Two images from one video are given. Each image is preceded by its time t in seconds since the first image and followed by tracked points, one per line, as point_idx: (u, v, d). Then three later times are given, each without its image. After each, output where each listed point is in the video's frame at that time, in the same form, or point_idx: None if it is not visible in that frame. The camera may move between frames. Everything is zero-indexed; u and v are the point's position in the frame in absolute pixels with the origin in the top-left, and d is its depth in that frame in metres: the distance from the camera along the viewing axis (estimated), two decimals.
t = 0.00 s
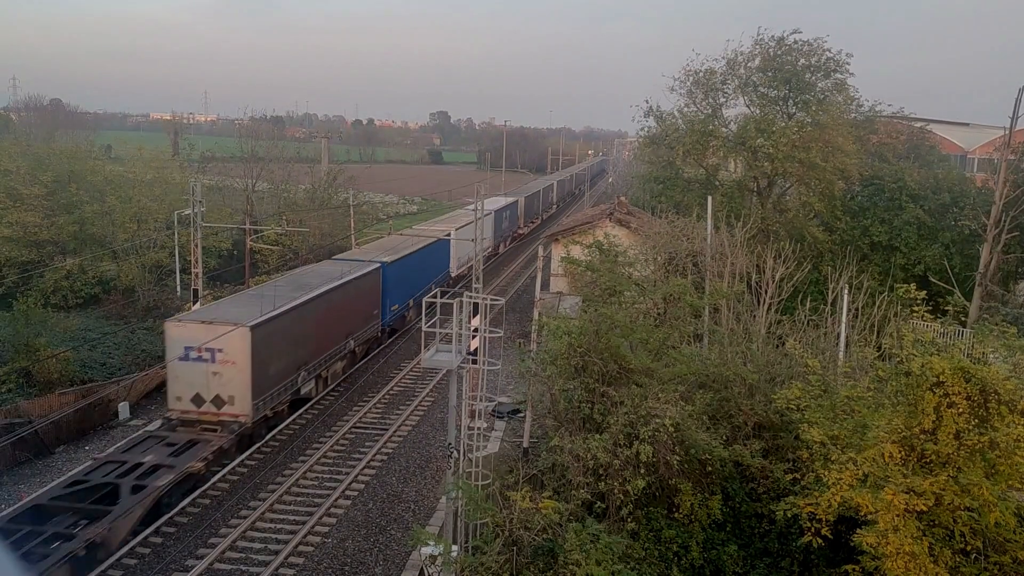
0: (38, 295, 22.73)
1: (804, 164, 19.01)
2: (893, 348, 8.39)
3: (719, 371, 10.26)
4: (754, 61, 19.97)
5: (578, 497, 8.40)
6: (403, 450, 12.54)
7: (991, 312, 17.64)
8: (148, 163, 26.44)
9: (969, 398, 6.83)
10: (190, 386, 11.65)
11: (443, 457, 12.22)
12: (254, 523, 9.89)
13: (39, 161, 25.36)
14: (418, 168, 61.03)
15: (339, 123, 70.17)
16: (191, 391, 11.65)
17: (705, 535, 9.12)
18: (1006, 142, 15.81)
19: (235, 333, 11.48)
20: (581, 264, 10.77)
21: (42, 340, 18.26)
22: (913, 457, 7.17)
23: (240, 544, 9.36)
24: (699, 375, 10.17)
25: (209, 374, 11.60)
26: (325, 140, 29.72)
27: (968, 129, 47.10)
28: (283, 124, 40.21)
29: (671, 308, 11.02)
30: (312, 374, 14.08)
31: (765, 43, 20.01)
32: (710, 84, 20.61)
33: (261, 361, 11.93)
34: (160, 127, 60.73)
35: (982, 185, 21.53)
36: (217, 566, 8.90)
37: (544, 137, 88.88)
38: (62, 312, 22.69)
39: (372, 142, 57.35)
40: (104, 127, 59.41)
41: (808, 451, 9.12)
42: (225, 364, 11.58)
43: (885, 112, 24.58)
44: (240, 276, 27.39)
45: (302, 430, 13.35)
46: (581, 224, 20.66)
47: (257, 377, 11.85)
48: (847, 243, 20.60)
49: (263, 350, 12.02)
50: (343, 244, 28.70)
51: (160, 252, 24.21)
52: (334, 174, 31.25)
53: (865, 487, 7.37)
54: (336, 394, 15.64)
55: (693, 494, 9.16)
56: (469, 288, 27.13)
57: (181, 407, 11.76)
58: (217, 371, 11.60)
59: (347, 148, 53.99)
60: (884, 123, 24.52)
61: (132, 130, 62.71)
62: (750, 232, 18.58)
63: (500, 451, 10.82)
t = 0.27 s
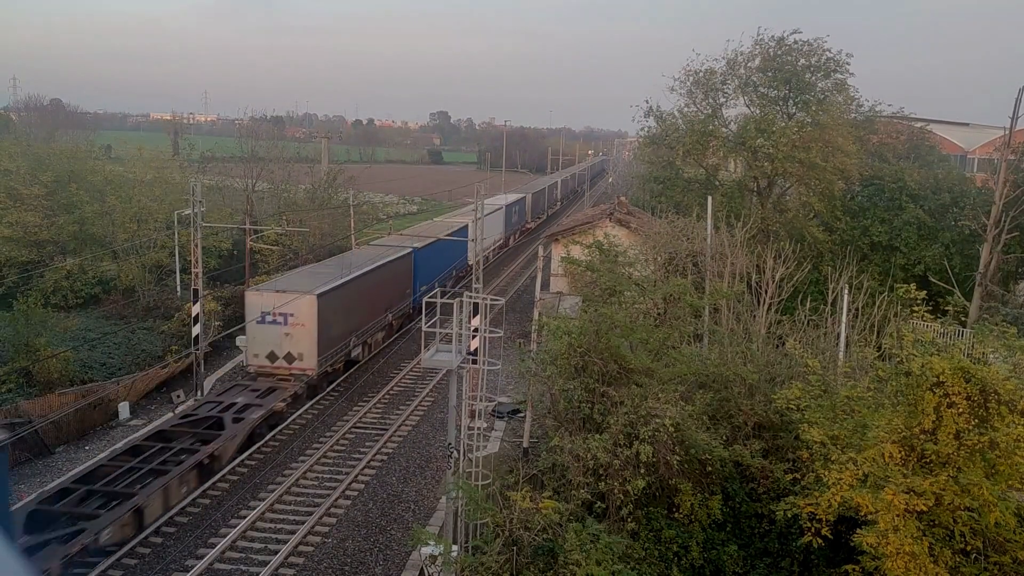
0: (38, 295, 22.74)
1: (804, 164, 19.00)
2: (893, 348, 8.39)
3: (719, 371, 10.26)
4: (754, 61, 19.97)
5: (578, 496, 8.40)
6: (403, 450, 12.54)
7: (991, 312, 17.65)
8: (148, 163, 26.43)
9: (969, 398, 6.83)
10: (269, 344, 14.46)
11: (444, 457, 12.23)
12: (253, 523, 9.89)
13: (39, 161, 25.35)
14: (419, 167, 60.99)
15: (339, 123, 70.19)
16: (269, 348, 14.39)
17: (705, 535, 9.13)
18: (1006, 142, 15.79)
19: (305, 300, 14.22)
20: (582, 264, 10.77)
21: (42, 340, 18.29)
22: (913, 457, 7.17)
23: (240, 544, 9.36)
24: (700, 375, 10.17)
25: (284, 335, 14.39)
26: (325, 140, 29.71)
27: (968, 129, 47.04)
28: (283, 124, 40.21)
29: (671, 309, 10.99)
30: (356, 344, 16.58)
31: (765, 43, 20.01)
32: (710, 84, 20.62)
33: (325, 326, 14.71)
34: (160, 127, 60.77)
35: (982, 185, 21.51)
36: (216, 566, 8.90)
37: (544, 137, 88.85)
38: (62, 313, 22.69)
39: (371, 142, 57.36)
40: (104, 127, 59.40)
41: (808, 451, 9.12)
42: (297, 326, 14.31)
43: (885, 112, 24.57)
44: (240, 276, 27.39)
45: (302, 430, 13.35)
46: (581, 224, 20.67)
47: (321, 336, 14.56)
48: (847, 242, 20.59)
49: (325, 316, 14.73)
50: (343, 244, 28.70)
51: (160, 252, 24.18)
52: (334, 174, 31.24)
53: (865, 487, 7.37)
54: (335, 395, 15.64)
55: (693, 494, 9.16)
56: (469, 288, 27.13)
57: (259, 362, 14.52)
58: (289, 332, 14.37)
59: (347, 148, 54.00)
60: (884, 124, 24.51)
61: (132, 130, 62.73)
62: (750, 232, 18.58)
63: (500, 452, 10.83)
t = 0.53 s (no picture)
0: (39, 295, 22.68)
1: (804, 164, 18.99)
2: (892, 348, 8.39)
3: (719, 372, 10.26)
4: (754, 61, 19.97)
5: (578, 496, 8.40)
6: (403, 450, 12.54)
7: (991, 312, 17.65)
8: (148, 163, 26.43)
9: (969, 398, 6.83)
10: (324, 314, 17.25)
11: (444, 456, 12.25)
12: (254, 523, 9.89)
13: (39, 161, 25.34)
14: (419, 167, 60.95)
15: (339, 123, 70.18)
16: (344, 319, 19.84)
17: (705, 535, 9.12)
18: (1005, 142, 15.80)
19: (353, 277, 16.92)
20: (582, 264, 10.78)
21: (43, 340, 18.29)
22: (913, 457, 7.18)
23: (240, 544, 9.36)
24: (700, 375, 10.17)
25: (335, 307, 17.12)
26: (325, 140, 29.70)
27: (968, 129, 47.01)
28: (283, 124, 40.21)
29: (671, 309, 10.97)
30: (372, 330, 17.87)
31: (765, 43, 20.01)
32: (710, 85, 20.64)
33: (369, 301, 17.36)
34: (160, 127, 60.81)
35: (983, 185, 21.50)
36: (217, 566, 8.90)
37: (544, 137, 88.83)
38: (62, 313, 22.69)
39: (372, 142, 57.35)
40: (104, 126, 59.39)
41: (808, 451, 9.12)
42: (348, 299, 17.05)
43: (885, 112, 24.55)
44: (240, 276, 27.39)
45: (302, 430, 13.35)
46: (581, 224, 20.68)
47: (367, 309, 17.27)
48: (847, 243, 20.58)
49: (371, 291, 17.47)
50: (344, 244, 28.70)
51: (160, 252, 24.14)
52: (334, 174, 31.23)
53: (865, 487, 7.37)
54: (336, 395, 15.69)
55: (693, 494, 9.16)
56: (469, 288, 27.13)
57: (314, 329, 17.33)
58: (341, 303, 17.13)
59: (347, 148, 53.99)
60: (884, 124, 24.48)
61: (132, 130, 62.72)
62: (750, 232, 18.59)
63: (501, 452, 10.85)
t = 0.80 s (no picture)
0: (39, 294, 22.65)
1: (804, 164, 19.00)
2: (892, 348, 8.40)
3: (719, 372, 10.27)
4: (754, 61, 19.96)
5: (579, 497, 8.41)
6: (403, 450, 12.54)
7: (991, 312, 17.66)
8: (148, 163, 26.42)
9: (969, 398, 6.83)
10: (365, 292, 20.12)
11: (444, 456, 12.26)
12: (254, 523, 9.90)
13: (39, 161, 25.33)
14: (419, 167, 60.91)
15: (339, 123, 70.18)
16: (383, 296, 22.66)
17: (705, 535, 9.13)
18: (1006, 142, 15.74)
19: (391, 260, 19.85)
20: (582, 264, 10.79)
21: (42, 340, 18.29)
22: (913, 456, 7.18)
23: (240, 544, 9.36)
24: (700, 375, 10.18)
25: (374, 285, 20.03)
26: (325, 141, 29.73)
27: (968, 129, 47.02)
28: (283, 124, 40.21)
29: (671, 309, 10.96)
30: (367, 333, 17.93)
31: (765, 43, 20.01)
32: (710, 85, 20.65)
33: (403, 282, 20.25)
34: (160, 127, 60.86)
35: (983, 185, 21.49)
36: (216, 566, 8.91)
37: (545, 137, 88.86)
38: (62, 313, 22.68)
39: (372, 142, 57.35)
40: (105, 126, 59.41)
41: (808, 451, 9.13)
42: (385, 279, 19.95)
43: (885, 113, 24.54)
44: (240, 276, 27.41)
45: (302, 430, 13.35)
46: (581, 224, 20.70)
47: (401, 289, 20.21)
48: (847, 243, 20.59)
49: (405, 273, 20.34)
50: (344, 244, 28.70)
51: (160, 252, 24.11)
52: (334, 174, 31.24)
53: (865, 488, 7.36)
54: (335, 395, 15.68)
55: (693, 494, 9.16)
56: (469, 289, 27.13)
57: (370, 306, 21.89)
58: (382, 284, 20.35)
59: (347, 149, 53.98)
60: (885, 124, 24.47)
61: (132, 130, 62.72)
62: (750, 232, 18.60)
63: (501, 452, 10.86)
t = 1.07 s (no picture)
0: (39, 294, 22.67)
1: (804, 164, 19.00)
2: (892, 348, 8.40)
3: (719, 372, 10.27)
4: (754, 61, 19.96)
5: (578, 497, 8.41)
6: (403, 450, 12.54)
7: (991, 312, 17.66)
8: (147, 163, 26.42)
9: (969, 398, 6.83)
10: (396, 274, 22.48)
11: (444, 456, 12.26)
12: (254, 523, 9.90)
13: (39, 161, 25.33)
14: (419, 168, 60.88)
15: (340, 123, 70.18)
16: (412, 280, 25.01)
17: (705, 535, 9.13)
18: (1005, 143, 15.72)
19: (420, 246, 22.13)
20: (581, 264, 10.79)
21: (42, 340, 18.30)
22: (913, 456, 7.18)
23: (240, 544, 9.36)
24: (700, 375, 10.17)
25: (405, 269, 22.38)
26: (325, 141, 29.73)
27: (968, 129, 47.00)
28: (283, 124, 40.20)
29: (671, 309, 10.96)
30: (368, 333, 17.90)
31: (765, 43, 20.01)
32: (710, 85, 20.65)
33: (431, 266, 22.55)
34: (160, 127, 60.93)
35: (983, 185, 21.47)
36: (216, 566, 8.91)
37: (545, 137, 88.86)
38: (62, 313, 22.68)
39: (372, 142, 57.35)
40: (105, 126, 59.40)
41: (808, 451, 9.13)
42: (414, 264, 22.29)
43: (885, 113, 24.52)
44: (240, 275, 27.43)
45: (302, 430, 13.35)
46: (581, 224, 20.71)
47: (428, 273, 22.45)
48: (847, 243, 20.59)
49: (432, 259, 22.64)
50: (344, 244, 28.70)
51: (160, 252, 24.28)
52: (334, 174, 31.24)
53: (865, 488, 7.36)
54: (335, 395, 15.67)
55: (693, 494, 9.16)
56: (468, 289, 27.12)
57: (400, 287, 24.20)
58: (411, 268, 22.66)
59: (348, 149, 53.99)
60: (885, 124, 24.47)
61: (132, 130, 62.72)
62: (750, 232, 18.61)
63: (501, 452, 10.86)
